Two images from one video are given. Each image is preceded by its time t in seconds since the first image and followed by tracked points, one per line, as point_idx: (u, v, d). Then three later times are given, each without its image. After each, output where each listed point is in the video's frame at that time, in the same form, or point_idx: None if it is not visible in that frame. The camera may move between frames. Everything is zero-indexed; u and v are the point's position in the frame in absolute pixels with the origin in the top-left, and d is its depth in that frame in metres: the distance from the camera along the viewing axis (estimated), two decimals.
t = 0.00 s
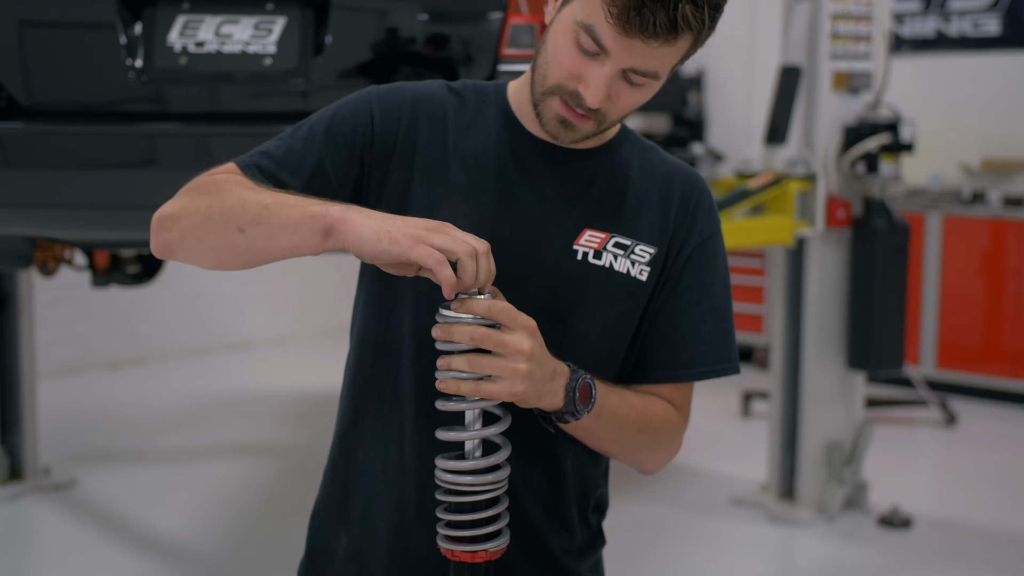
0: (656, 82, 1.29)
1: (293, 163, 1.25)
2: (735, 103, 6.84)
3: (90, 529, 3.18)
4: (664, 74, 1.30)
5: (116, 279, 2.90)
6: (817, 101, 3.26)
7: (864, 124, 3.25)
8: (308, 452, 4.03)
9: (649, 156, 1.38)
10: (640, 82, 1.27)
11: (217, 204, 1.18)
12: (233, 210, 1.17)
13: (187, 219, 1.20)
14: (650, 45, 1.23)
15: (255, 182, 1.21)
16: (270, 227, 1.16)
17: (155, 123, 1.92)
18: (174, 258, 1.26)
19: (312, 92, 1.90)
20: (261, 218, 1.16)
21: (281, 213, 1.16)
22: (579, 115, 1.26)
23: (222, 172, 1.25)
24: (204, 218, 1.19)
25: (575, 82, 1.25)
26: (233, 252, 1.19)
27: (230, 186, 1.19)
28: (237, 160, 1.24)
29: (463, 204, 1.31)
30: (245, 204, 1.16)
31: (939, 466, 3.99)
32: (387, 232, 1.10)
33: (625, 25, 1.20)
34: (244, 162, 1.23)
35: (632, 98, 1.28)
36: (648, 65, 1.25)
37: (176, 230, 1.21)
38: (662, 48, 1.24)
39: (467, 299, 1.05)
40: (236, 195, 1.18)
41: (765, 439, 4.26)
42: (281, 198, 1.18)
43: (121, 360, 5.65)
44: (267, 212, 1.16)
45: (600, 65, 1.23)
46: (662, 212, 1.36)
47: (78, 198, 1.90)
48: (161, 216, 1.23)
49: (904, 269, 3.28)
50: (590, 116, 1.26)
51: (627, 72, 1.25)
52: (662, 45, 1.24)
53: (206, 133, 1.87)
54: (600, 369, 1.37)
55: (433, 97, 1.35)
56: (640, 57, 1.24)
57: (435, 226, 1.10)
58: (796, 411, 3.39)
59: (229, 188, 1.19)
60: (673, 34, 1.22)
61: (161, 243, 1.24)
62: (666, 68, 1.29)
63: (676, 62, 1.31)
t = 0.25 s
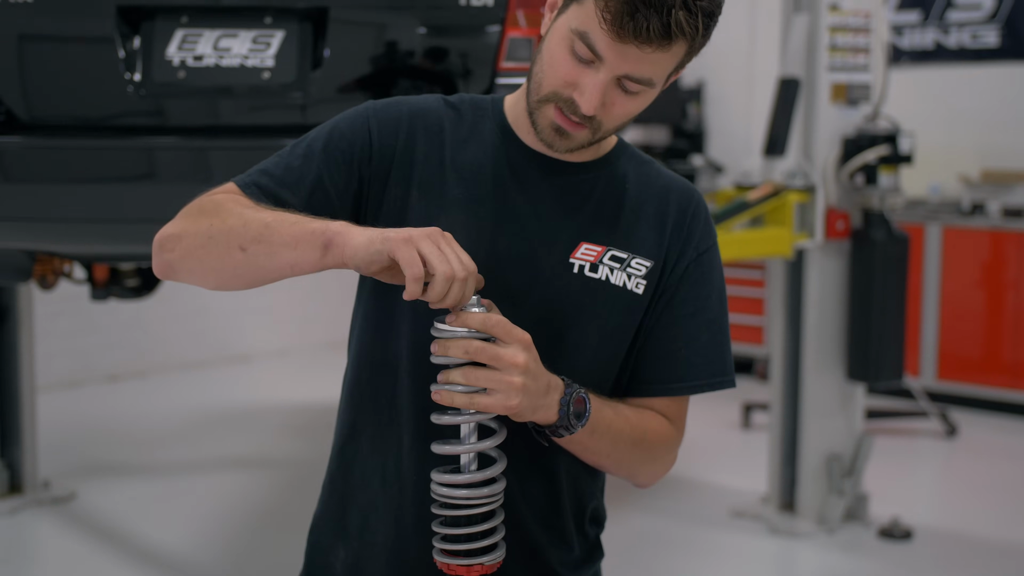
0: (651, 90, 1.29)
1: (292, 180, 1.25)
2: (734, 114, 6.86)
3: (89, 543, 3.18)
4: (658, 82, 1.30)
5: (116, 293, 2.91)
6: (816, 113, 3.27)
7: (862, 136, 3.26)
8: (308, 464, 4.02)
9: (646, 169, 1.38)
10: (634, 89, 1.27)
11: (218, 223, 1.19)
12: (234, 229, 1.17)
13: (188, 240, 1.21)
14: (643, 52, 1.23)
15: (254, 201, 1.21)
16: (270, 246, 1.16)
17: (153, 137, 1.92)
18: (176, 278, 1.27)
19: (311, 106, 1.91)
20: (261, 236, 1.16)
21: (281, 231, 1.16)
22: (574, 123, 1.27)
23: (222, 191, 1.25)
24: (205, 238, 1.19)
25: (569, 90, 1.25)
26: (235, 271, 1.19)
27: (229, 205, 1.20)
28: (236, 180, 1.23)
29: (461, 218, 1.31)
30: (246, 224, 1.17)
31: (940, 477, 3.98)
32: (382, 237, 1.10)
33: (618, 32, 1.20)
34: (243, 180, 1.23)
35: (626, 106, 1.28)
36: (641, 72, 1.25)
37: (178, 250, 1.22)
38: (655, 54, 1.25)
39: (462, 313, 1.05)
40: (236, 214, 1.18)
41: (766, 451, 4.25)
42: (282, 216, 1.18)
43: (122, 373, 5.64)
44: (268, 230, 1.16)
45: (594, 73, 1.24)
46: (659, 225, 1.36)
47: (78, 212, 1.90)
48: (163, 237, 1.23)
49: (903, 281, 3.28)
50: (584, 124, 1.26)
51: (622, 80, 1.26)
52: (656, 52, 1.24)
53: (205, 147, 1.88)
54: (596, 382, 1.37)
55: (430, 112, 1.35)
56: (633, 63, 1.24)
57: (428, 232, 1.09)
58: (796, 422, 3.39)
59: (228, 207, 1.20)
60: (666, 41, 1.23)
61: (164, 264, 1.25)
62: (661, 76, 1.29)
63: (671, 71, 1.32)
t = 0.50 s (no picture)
0: (649, 99, 1.29)
1: (290, 189, 1.25)
2: (735, 123, 6.86)
3: (90, 551, 3.17)
4: (657, 91, 1.30)
5: (116, 302, 2.91)
6: (816, 121, 3.27)
7: (862, 144, 3.25)
8: (309, 473, 4.01)
9: (644, 180, 1.38)
10: (632, 99, 1.27)
11: (216, 229, 1.19)
12: (233, 233, 1.17)
13: (186, 246, 1.21)
14: (642, 62, 1.23)
15: (252, 208, 1.21)
16: (269, 250, 1.16)
17: (153, 146, 1.92)
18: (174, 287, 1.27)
19: (310, 115, 1.91)
20: (260, 240, 1.16)
21: (279, 234, 1.16)
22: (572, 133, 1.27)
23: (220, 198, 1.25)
24: (204, 244, 1.19)
25: (568, 100, 1.25)
26: (233, 276, 1.19)
27: (228, 210, 1.20)
28: (234, 188, 1.23)
29: (459, 228, 1.31)
30: (244, 228, 1.17)
31: (942, 485, 3.97)
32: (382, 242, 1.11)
33: (616, 43, 1.20)
34: (242, 189, 1.23)
35: (624, 116, 1.29)
36: (640, 82, 1.25)
37: (175, 257, 1.22)
38: (653, 64, 1.24)
39: (458, 322, 1.05)
40: (234, 219, 1.18)
41: (767, 459, 4.24)
42: (280, 220, 1.18)
43: (123, 382, 5.64)
44: (266, 234, 1.16)
45: (592, 83, 1.24)
46: (657, 235, 1.36)
47: (78, 221, 1.90)
48: (162, 245, 1.24)
49: (903, 289, 3.27)
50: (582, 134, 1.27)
51: (620, 90, 1.25)
52: (654, 62, 1.24)
53: (206, 156, 1.88)
54: (594, 393, 1.37)
55: (429, 121, 1.35)
56: (631, 73, 1.24)
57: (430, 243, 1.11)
58: (797, 430, 3.38)
59: (228, 212, 1.20)
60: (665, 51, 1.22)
61: (162, 273, 1.24)
62: (659, 85, 1.29)
63: (670, 80, 1.31)
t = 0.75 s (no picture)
0: (651, 114, 1.29)
1: (292, 205, 1.26)
2: (737, 134, 6.87)
3: (90, 565, 3.16)
4: (659, 106, 1.30)
5: (117, 315, 2.91)
6: (817, 133, 3.27)
7: (864, 155, 3.25)
8: (310, 486, 4.01)
9: (644, 194, 1.38)
10: (633, 114, 1.27)
11: (219, 249, 1.19)
12: (235, 253, 1.17)
13: (189, 265, 1.21)
14: (643, 78, 1.22)
15: (255, 227, 1.21)
16: (270, 270, 1.16)
17: (154, 160, 1.93)
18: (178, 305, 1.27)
19: (311, 128, 1.92)
20: (261, 260, 1.16)
21: (281, 255, 1.16)
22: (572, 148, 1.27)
23: (223, 216, 1.25)
24: (206, 264, 1.20)
25: (568, 115, 1.25)
26: (236, 295, 1.20)
27: (230, 231, 1.20)
28: (236, 206, 1.23)
29: (458, 242, 1.32)
30: (247, 249, 1.17)
31: (945, 497, 3.95)
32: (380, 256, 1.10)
33: (617, 59, 1.20)
34: (243, 206, 1.23)
35: (625, 131, 1.28)
36: (641, 99, 1.25)
37: (179, 276, 1.22)
38: (654, 80, 1.24)
39: (454, 337, 1.04)
40: (236, 240, 1.18)
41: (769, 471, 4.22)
42: (282, 241, 1.18)
43: (125, 394, 5.64)
44: (268, 254, 1.16)
45: (593, 98, 1.24)
46: (657, 250, 1.36)
47: (79, 234, 1.91)
48: (166, 263, 1.24)
49: (905, 300, 3.26)
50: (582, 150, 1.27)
51: (621, 105, 1.25)
52: (655, 78, 1.23)
53: (207, 169, 1.88)
54: (594, 407, 1.37)
55: (429, 135, 1.36)
56: (632, 89, 1.23)
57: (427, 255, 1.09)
58: (800, 442, 3.37)
59: (231, 231, 1.20)
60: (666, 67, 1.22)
61: (166, 291, 1.25)
62: (661, 100, 1.28)
63: (672, 94, 1.31)
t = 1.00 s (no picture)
0: (652, 129, 1.29)
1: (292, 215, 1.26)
2: (741, 144, 6.88)
3: None
4: (661, 121, 1.30)
5: (121, 325, 2.91)
6: (820, 143, 3.27)
7: (868, 165, 3.24)
8: (315, 496, 4.00)
9: (644, 206, 1.38)
10: (636, 128, 1.27)
11: (218, 256, 1.19)
12: (233, 259, 1.17)
13: (188, 272, 1.21)
14: (646, 92, 1.23)
15: (255, 234, 1.21)
16: (269, 275, 1.16)
17: (158, 171, 1.93)
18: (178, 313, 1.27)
19: (314, 138, 1.92)
20: (260, 265, 1.16)
21: (279, 259, 1.16)
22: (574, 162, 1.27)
23: (223, 224, 1.25)
24: (206, 270, 1.20)
25: (570, 128, 1.25)
26: (235, 300, 1.20)
27: (229, 238, 1.20)
28: (236, 215, 1.24)
29: (460, 253, 1.31)
30: (245, 254, 1.17)
31: (951, 507, 3.93)
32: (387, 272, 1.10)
33: (621, 72, 1.20)
34: (243, 215, 1.23)
35: (627, 145, 1.28)
36: (644, 112, 1.25)
37: (178, 283, 1.22)
38: (658, 93, 1.24)
39: (457, 349, 1.04)
40: (235, 246, 1.18)
41: (774, 481, 4.21)
42: (281, 245, 1.18)
43: (130, 405, 5.64)
44: (266, 259, 1.16)
45: (595, 111, 1.24)
46: (659, 261, 1.35)
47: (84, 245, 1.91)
48: (164, 271, 1.24)
49: (910, 310, 3.25)
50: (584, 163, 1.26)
51: (623, 118, 1.25)
52: (659, 92, 1.23)
53: (211, 180, 1.89)
54: (595, 419, 1.36)
55: (431, 147, 1.36)
56: (636, 102, 1.23)
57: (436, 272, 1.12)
58: (805, 452, 3.36)
59: (229, 237, 1.20)
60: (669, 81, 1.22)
61: (167, 300, 1.25)
62: (663, 114, 1.28)
63: (674, 108, 1.31)
